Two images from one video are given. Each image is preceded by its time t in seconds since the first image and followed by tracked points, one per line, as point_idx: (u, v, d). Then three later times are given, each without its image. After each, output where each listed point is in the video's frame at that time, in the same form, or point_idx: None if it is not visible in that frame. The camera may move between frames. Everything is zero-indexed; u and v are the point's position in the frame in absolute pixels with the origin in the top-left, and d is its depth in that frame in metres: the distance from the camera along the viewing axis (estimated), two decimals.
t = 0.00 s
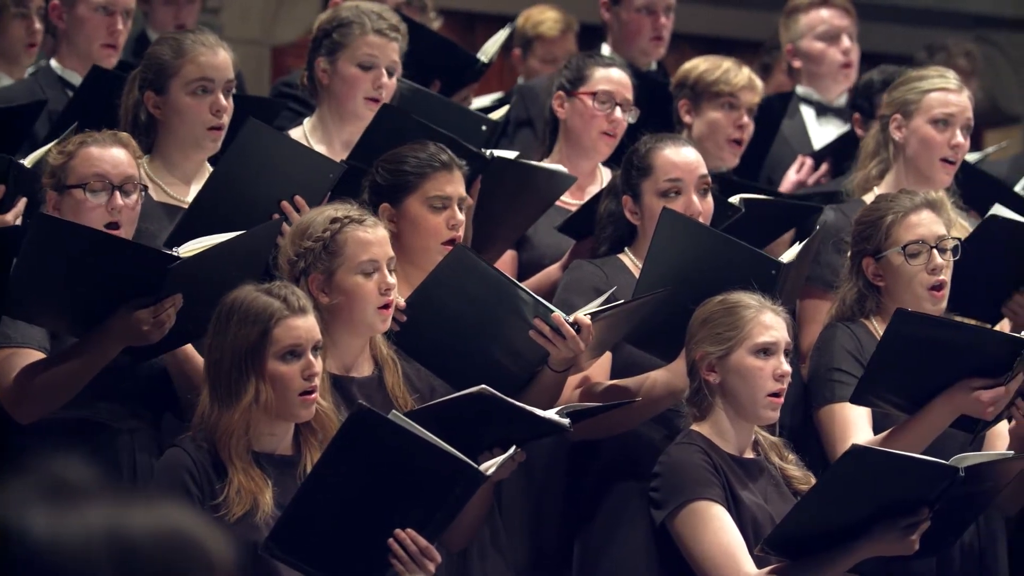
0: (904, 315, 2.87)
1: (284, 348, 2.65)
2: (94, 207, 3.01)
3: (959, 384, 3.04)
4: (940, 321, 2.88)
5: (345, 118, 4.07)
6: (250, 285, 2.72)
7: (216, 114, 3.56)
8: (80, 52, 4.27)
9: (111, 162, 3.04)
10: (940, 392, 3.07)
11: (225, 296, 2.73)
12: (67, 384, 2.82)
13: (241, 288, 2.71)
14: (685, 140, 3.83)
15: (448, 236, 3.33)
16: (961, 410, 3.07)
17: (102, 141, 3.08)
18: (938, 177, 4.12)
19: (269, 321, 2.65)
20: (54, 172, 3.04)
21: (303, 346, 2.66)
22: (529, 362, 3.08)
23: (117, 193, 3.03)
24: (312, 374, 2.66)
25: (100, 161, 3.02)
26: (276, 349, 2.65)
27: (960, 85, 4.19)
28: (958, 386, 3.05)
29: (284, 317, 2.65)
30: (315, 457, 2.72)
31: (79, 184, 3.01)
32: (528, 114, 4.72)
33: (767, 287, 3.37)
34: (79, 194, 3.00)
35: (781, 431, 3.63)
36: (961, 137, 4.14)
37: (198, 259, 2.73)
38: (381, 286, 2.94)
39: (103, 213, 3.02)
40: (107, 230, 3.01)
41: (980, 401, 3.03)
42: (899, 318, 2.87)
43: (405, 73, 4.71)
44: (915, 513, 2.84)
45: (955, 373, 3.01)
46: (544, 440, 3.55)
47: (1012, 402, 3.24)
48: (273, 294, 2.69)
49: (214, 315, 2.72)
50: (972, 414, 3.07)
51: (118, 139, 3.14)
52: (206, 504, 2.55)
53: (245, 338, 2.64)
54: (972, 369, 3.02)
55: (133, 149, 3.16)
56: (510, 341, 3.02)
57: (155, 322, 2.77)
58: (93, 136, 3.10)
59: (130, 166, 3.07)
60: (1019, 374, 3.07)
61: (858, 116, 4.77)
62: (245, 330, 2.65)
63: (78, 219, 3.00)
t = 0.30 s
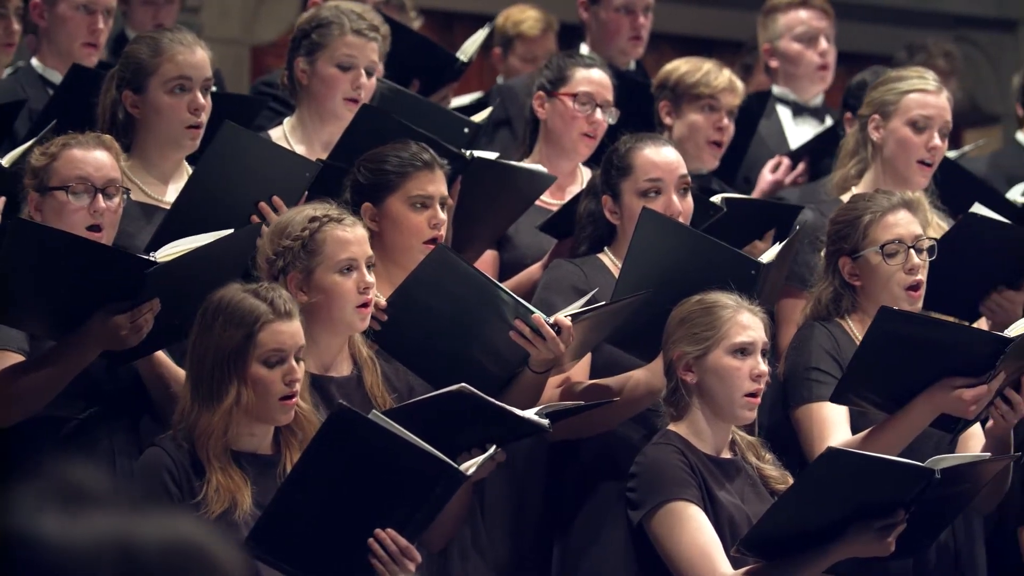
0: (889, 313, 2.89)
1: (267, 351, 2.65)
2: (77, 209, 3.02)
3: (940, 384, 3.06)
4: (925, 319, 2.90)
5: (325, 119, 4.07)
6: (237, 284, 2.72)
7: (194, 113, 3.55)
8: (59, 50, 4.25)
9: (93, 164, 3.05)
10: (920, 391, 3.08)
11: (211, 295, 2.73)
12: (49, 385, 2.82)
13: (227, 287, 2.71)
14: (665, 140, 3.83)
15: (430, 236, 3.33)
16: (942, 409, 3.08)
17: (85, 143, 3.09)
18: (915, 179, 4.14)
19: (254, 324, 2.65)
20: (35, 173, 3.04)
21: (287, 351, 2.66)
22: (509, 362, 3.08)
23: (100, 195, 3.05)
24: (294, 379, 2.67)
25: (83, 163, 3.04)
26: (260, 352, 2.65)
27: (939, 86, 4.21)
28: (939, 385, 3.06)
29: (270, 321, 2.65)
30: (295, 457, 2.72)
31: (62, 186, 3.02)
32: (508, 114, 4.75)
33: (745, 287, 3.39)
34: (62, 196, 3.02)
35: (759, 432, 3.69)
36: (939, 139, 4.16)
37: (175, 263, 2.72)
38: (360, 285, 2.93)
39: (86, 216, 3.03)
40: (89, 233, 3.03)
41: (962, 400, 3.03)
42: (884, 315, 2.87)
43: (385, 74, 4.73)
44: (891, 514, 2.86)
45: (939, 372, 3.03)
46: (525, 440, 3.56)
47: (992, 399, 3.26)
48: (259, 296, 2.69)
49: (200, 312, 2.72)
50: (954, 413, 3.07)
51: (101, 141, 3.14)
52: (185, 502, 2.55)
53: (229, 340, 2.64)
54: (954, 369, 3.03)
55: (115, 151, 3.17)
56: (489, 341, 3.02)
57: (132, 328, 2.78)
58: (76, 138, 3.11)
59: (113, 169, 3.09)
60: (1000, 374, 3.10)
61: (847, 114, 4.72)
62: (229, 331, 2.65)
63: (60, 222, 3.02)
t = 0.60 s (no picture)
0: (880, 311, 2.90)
1: (258, 353, 2.66)
2: (67, 212, 3.02)
3: (929, 381, 3.08)
4: (916, 317, 2.90)
5: (314, 118, 4.07)
6: (229, 284, 2.73)
7: (180, 114, 3.56)
8: (48, 51, 4.25)
9: (84, 167, 3.05)
10: (910, 388, 3.09)
11: (202, 295, 2.74)
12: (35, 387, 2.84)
13: (217, 287, 2.71)
14: (652, 141, 3.85)
15: (420, 235, 3.34)
16: (932, 406, 3.09)
17: (77, 146, 3.09)
18: (900, 181, 4.16)
19: (246, 325, 2.66)
20: (26, 175, 3.04)
21: (277, 353, 2.67)
22: (497, 363, 3.10)
23: (91, 199, 3.05)
24: (283, 381, 2.68)
25: (74, 166, 3.04)
26: (251, 353, 2.65)
27: (926, 87, 4.22)
28: (929, 381, 3.08)
29: (260, 322, 2.66)
30: (283, 458, 2.72)
31: (52, 189, 3.02)
32: (494, 115, 4.77)
33: (732, 286, 3.42)
34: (52, 199, 3.01)
35: (745, 433, 3.69)
36: (924, 143, 4.18)
37: (167, 266, 2.76)
38: (347, 286, 2.94)
39: (75, 219, 3.03)
40: (79, 236, 3.03)
41: (951, 397, 3.05)
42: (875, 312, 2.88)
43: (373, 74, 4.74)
44: (877, 512, 2.88)
45: (930, 368, 3.05)
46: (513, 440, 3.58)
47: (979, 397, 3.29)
48: (251, 297, 2.70)
49: (191, 312, 2.72)
50: (944, 410, 3.09)
51: (92, 144, 3.14)
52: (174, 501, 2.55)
53: (220, 340, 2.65)
54: (946, 366, 3.04)
55: (107, 153, 3.17)
56: (476, 340, 3.02)
57: (121, 330, 2.82)
58: (68, 141, 3.11)
59: (104, 173, 3.08)
60: (989, 371, 3.13)
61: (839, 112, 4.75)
62: (221, 331, 2.65)
63: (50, 224, 3.01)
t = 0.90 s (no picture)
0: (865, 304, 2.91)
1: (243, 351, 2.66)
2: (50, 209, 3.02)
3: (915, 373, 3.09)
4: (901, 309, 2.91)
5: (299, 116, 4.07)
6: (214, 282, 2.72)
7: (162, 111, 3.55)
8: (32, 51, 4.24)
9: (68, 164, 3.04)
10: (896, 380, 3.10)
11: (187, 292, 2.73)
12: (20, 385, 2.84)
13: (202, 286, 2.70)
14: (635, 139, 3.86)
15: (405, 233, 3.34)
16: (918, 399, 3.10)
17: (60, 142, 3.08)
18: (884, 179, 4.17)
19: (232, 322, 2.66)
20: (10, 171, 3.03)
21: (261, 351, 2.67)
22: (482, 362, 3.11)
23: (74, 196, 3.04)
24: (268, 379, 2.68)
25: (58, 163, 3.03)
26: (236, 352, 2.65)
27: (906, 85, 4.25)
28: (915, 373, 3.09)
29: (247, 320, 2.66)
30: (267, 455, 2.73)
31: (36, 185, 3.01)
32: (478, 113, 4.77)
33: (716, 284, 3.43)
34: (36, 196, 3.01)
35: (727, 430, 3.73)
36: (906, 139, 4.19)
37: (155, 262, 2.77)
38: (333, 285, 2.94)
39: (59, 216, 3.03)
40: (63, 233, 3.02)
41: (938, 388, 3.05)
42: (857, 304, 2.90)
43: (357, 73, 4.74)
44: (862, 510, 2.89)
45: (918, 359, 3.05)
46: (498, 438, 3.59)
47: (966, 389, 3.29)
48: (237, 295, 2.70)
49: (177, 309, 2.71)
50: (931, 403, 3.09)
51: (76, 141, 3.13)
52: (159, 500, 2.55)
53: (205, 338, 2.64)
54: (932, 356, 3.05)
55: (92, 150, 3.16)
56: (462, 341, 3.04)
57: (108, 328, 2.81)
58: (51, 137, 3.10)
59: (88, 170, 3.07)
60: (975, 362, 3.12)
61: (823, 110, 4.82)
62: (206, 329, 2.65)
63: (34, 222, 3.01)
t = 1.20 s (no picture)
0: (851, 307, 2.92)
1: (229, 353, 2.65)
2: (31, 208, 3.00)
3: (901, 377, 3.10)
4: (887, 313, 2.92)
5: (284, 118, 4.06)
6: (202, 282, 2.72)
7: (147, 114, 3.54)
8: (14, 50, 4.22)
9: (49, 164, 3.03)
10: (882, 384, 3.11)
11: (175, 293, 2.73)
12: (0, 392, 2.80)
13: (189, 287, 2.70)
14: (620, 141, 3.86)
15: (392, 235, 3.34)
16: (904, 402, 3.11)
17: (41, 142, 3.07)
18: (869, 181, 4.19)
19: (219, 324, 2.65)
20: None
21: (248, 352, 2.67)
22: (469, 364, 3.11)
23: (56, 195, 3.03)
24: (254, 380, 2.68)
25: (39, 162, 3.02)
26: (222, 353, 2.65)
27: (889, 86, 4.25)
28: (901, 378, 3.09)
29: (233, 323, 2.66)
30: (253, 458, 2.73)
31: (17, 185, 3.00)
32: (464, 113, 4.77)
33: (701, 284, 3.44)
34: (16, 196, 2.99)
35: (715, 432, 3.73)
36: (891, 140, 4.21)
37: (140, 263, 2.80)
38: (319, 289, 2.94)
39: (41, 215, 3.01)
40: (45, 232, 3.01)
41: (923, 393, 3.07)
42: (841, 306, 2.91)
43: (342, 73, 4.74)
44: (846, 513, 2.90)
45: (904, 363, 3.06)
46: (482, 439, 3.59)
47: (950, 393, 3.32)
48: (225, 297, 2.70)
49: (164, 310, 2.71)
50: (916, 407, 3.11)
51: (58, 140, 3.12)
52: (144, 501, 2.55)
53: (192, 339, 2.64)
54: (919, 360, 3.06)
55: (73, 149, 3.15)
56: (450, 341, 3.04)
57: (95, 327, 2.83)
58: (33, 137, 3.09)
59: (69, 169, 3.07)
60: (960, 365, 3.14)
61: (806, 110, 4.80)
62: (193, 330, 2.65)
63: (16, 221, 2.99)
